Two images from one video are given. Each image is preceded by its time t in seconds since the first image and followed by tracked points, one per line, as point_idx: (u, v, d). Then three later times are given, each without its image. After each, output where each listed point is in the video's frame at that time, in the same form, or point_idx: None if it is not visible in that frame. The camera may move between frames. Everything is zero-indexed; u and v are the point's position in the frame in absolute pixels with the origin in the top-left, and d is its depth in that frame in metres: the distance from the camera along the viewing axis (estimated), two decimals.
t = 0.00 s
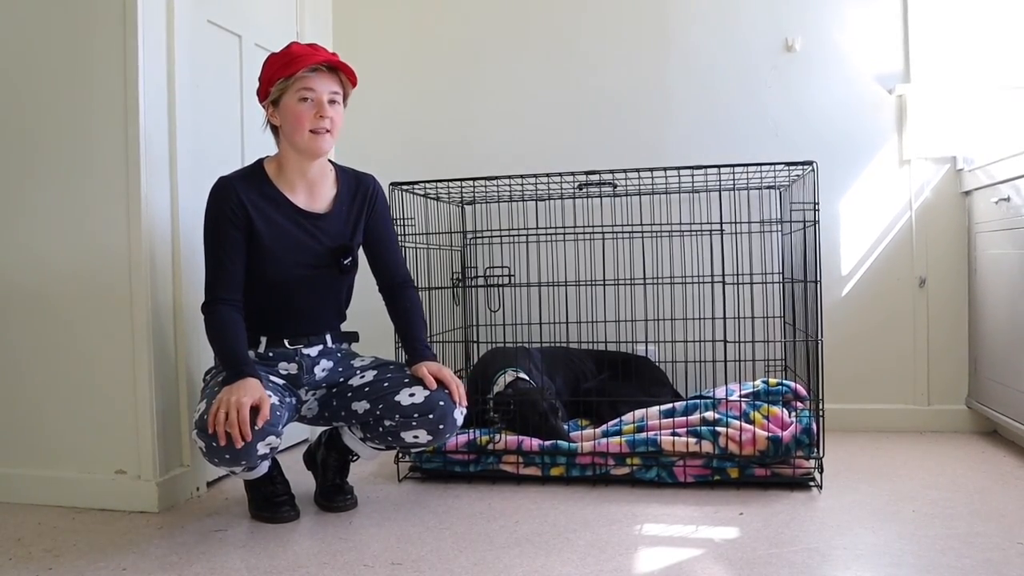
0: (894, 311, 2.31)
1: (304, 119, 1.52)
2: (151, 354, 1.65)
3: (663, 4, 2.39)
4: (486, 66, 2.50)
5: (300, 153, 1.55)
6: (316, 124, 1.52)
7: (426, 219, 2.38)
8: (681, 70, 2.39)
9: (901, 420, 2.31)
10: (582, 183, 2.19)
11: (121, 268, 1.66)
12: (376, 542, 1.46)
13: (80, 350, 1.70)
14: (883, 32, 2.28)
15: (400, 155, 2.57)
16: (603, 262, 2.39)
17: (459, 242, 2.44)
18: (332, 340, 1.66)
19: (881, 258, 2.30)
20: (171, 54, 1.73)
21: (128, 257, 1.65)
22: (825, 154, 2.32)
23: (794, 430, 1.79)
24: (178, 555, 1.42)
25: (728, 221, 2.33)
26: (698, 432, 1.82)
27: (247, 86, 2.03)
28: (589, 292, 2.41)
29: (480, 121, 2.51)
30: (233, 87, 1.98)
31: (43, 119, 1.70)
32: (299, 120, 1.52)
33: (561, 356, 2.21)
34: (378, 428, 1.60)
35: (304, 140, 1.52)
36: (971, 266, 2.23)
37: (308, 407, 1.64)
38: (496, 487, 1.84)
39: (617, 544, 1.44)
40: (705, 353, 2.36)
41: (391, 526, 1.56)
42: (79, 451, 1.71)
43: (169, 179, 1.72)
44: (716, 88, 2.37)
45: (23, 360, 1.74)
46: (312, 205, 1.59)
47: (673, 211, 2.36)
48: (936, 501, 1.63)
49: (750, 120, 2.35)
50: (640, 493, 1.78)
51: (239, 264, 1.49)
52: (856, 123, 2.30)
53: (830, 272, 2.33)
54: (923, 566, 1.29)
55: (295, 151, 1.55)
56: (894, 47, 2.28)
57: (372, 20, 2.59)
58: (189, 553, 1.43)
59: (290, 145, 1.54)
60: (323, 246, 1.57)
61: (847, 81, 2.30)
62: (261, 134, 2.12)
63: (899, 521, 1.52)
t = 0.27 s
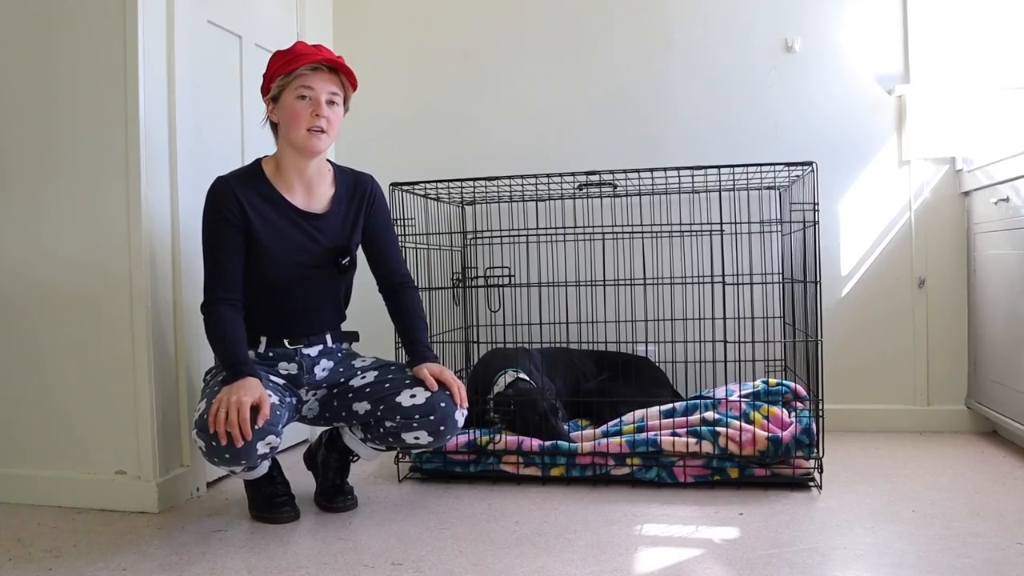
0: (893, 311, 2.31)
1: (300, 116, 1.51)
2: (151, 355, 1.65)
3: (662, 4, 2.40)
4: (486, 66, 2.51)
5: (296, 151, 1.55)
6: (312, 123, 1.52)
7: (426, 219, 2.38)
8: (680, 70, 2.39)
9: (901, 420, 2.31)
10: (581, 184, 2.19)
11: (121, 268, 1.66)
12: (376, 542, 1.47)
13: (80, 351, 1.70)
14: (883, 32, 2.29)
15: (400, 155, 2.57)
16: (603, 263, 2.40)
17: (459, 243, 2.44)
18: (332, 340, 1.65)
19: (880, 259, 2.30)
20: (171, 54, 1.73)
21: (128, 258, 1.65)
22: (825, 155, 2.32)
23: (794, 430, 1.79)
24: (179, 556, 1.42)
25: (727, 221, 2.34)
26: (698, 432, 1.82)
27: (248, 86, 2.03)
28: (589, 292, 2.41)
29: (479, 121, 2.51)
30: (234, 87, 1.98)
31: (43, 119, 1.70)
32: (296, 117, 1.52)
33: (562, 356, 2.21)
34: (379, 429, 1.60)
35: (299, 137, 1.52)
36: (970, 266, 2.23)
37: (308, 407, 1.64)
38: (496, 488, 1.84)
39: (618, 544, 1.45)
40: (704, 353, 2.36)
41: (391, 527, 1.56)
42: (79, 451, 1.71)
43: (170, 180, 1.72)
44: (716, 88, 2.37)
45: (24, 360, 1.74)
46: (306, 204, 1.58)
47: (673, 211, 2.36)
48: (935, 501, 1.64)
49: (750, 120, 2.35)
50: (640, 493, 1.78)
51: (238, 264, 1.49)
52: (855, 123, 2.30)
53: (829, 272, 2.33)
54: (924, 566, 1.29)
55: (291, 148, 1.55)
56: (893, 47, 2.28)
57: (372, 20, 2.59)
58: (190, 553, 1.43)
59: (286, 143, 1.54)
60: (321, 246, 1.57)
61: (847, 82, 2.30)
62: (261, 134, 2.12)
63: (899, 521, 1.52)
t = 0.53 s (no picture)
0: (894, 311, 2.31)
1: (302, 118, 1.52)
2: (152, 355, 1.65)
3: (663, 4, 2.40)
4: (487, 66, 2.51)
5: (296, 151, 1.55)
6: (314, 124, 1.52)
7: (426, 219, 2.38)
8: (681, 70, 2.39)
9: (902, 420, 2.31)
10: (582, 184, 2.19)
11: (122, 268, 1.66)
12: (377, 542, 1.47)
13: (81, 351, 1.70)
14: (884, 32, 2.29)
15: (400, 155, 2.57)
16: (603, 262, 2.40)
17: (460, 242, 2.44)
18: (332, 340, 1.66)
19: (881, 258, 2.30)
20: (172, 54, 1.73)
21: (129, 258, 1.65)
22: (825, 155, 2.32)
23: (795, 430, 1.79)
24: (179, 555, 1.42)
25: (728, 221, 2.34)
26: (698, 432, 1.82)
27: (248, 86, 2.03)
28: (590, 292, 2.41)
29: (480, 121, 2.51)
30: (234, 87, 1.98)
31: (43, 119, 1.70)
32: (298, 118, 1.52)
33: (562, 357, 2.21)
34: (379, 429, 1.60)
35: (300, 138, 1.52)
36: (971, 266, 2.23)
37: (308, 407, 1.64)
38: (496, 487, 1.84)
39: (618, 544, 1.44)
40: (705, 353, 2.36)
41: (391, 526, 1.56)
42: (79, 451, 1.72)
43: (170, 180, 1.72)
44: (717, 88, 2.37)
45: (25, 360, 1.74)
46: (304, 203, 1.58)
47: (673, 211, 2.36)
48: (936, 501, 1.64)
49: (751, 120, 2.35)
50: (641, 493, 1.78)
51: (235, 264, 1.49)
52: (856, 123, 2.30)
53: (830, 272, 2.33)
54: (924, 566, 1.29)
55: (291, 148, 1.55)
56: (894, 47, 2.28)
57: (372, 20, 2.59)
58: (190, 553, 1.43)
59: (287, 142, 1.55)
60: (317, 246, 1.57)
61: (848, 82, 2.30)
62: (262, 134, 2.12)
63: (899, 521, 1.52)
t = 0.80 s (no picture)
0: (895, 310, 2.31)
1: (325, 124, 1.54)
2: (152, 354, 1.65)
3: (663, 3, 2.39)
4: (487, 65, 2.50)
5: (310, 154, 1.56)
6: (335, 131, 1.56)
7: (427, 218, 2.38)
8: (681, 69, 2.38)
9: (903, 419, 2.30)
10: (582, 183, 2.19)
11: (122, 268, 1.66)
12: (377, 542, 1.46)
13: (81, 351, 1.70)
14: (884, 31, 2.28)
15: (400, 155, 2.57)
16: (604, 262, 2.39)
17: (460, 242, 2.43)
18: (333, 339, 1.66)
19: (881, 258, 2.30)
20: (172, 53, 1.73)
21: (129, 258, 1.65)
22: (825, 154, 2.32)
23: (796, 429, 1.78)
24: (179, 555, 1.42)
25: (728, 221, 2.34)
26: (699, 432, 1.82)
27: (248, 86, 2.03)
28: (590, 291, 2.41)
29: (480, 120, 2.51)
30: (234, 87, 1.98)
31: (43, 119, 1.70)
32: (321, 123, 1.53)
33: (562, 356, 2.21)
34: (381, 427, 1.60)
35: (321, 143, 1.54)
36: (972, 265, 2.22)
37: (309, 407, 1.64)
38: (497, 487, 1.84)
39: (618, 544, 1.44)
40: (705, 353, 2.36)
41: (392, 526, 1.56)
42: (80, 450, 1.72)
43: (170, 179, 1.72)
44: (717, 88, 2.37)
45: (24, 360, 1.74)
46: (306, 205, 1.59)
47: (673, 211, 2.36)
48: (937, 501, 1.63)
49: (752, 119, 2.35)
50: (641, 493, 1.78)
51: (232, 264, 1.49)
52: (856, 122, 2.30)
53: (830, 271, 2.33)
54: (926, 566, 1.28)
55: (305, 151, 1.56)
56: (895, 46, 2.28)
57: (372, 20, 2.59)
58: (190, 553, 1.43)
59: (301, 145, 1.55)
60: (315, 245, 1.57)
61: (848, 81, 2.30)
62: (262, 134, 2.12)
63: (901, 521, 1.52)
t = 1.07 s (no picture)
0: (895, 310, 2.31)
1: (331, 124, 1.55)
2: (152, 354, 1.65)
3: (663, 3, 2.39)
4: (487, 65, 2.50)
5: (314, 155, 1.57)
6: (338, 132, 1.58)
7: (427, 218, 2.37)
8: (682, 68, 2.38)
9: (903, 419, 2.30)
10: (582, 183, 2.19)
11: (122, 268, 1.66)
12: (377, 542, 1.46)
13: (81, 351, 1.70)
14: (885, 30, 2.28)
15: (400, 155, 2.57)
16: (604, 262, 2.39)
17: (460, 242, 2.43)
18: (333, 340, 1.67)
19: (882, 258, 2.30)
20: (172, 52, 1.73)
21: (129, 258, 1.65)
22: (826, 154, 2.32)
23: (796, 429, 1.78)
24: (179, 555, 1.42)
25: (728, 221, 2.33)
26: (699, 432, 1.82)
27: (248, 86, 2.03)
28: (590, 291, 2.41)
29: (480, 120, 2.51)
30: (234, 87, 1.98)
31: (43, 118, 1.70)
32: (327, 124, 1.55)
33: (562, 357, 2.21)
34: (383, 426, 1.60)
35: (327, 144, 1.56)
36: (973, 265, 2.22)
37: (310, 407, 1.63)
38: (497, 487, 1.84)
39: (618, 544, 1.44)
40: (705, 353, 2.36)
41: (392, 526, 1.56)
42: (80, 450, 1.72)
43: (170, 179, 1.72)
44: (717, 88, 2.37)
45: (24, 360, 1.74)
46: (307, 206, 1.60)
47: (674, 211, 2.36)
48: (937, 501, 1.63)
49: (752, 119, 2.35)
50: (641, 493, 1.78)
51: (231, 265, 1.49)
52: (856, 122, 2.30)
53: (830, 271, 2.33)
54: (926, 566, 1.28)
55: (308, 152, 1.56)
56: (895, 46, 2.28)
57: (372, 19, 2.59)
58: (191, 553, 1.43)
59: (305, 146, 1.55)
60: (315, 246, 1.58)
61: (848, 81, 2.30)
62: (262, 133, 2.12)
63: (901, 521, 1.52)
